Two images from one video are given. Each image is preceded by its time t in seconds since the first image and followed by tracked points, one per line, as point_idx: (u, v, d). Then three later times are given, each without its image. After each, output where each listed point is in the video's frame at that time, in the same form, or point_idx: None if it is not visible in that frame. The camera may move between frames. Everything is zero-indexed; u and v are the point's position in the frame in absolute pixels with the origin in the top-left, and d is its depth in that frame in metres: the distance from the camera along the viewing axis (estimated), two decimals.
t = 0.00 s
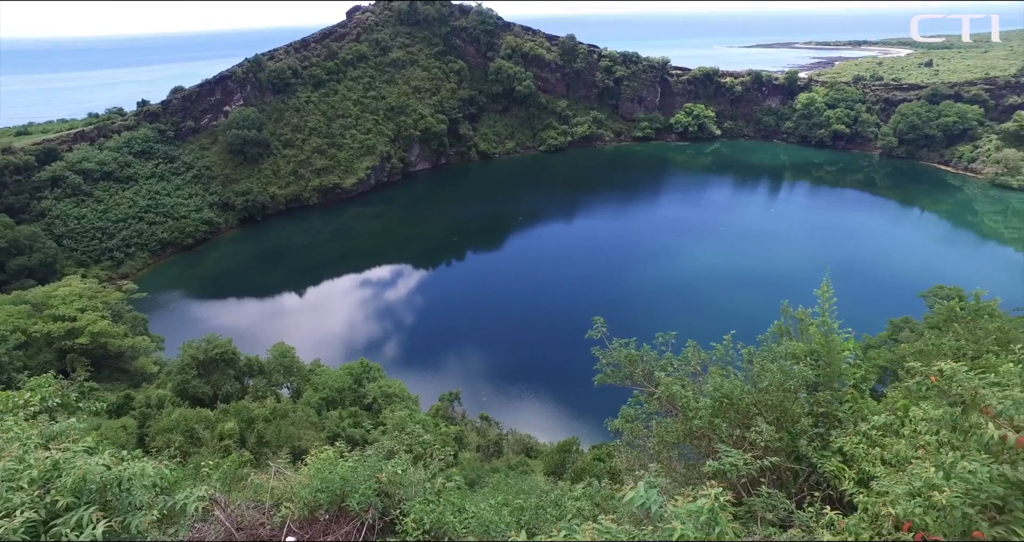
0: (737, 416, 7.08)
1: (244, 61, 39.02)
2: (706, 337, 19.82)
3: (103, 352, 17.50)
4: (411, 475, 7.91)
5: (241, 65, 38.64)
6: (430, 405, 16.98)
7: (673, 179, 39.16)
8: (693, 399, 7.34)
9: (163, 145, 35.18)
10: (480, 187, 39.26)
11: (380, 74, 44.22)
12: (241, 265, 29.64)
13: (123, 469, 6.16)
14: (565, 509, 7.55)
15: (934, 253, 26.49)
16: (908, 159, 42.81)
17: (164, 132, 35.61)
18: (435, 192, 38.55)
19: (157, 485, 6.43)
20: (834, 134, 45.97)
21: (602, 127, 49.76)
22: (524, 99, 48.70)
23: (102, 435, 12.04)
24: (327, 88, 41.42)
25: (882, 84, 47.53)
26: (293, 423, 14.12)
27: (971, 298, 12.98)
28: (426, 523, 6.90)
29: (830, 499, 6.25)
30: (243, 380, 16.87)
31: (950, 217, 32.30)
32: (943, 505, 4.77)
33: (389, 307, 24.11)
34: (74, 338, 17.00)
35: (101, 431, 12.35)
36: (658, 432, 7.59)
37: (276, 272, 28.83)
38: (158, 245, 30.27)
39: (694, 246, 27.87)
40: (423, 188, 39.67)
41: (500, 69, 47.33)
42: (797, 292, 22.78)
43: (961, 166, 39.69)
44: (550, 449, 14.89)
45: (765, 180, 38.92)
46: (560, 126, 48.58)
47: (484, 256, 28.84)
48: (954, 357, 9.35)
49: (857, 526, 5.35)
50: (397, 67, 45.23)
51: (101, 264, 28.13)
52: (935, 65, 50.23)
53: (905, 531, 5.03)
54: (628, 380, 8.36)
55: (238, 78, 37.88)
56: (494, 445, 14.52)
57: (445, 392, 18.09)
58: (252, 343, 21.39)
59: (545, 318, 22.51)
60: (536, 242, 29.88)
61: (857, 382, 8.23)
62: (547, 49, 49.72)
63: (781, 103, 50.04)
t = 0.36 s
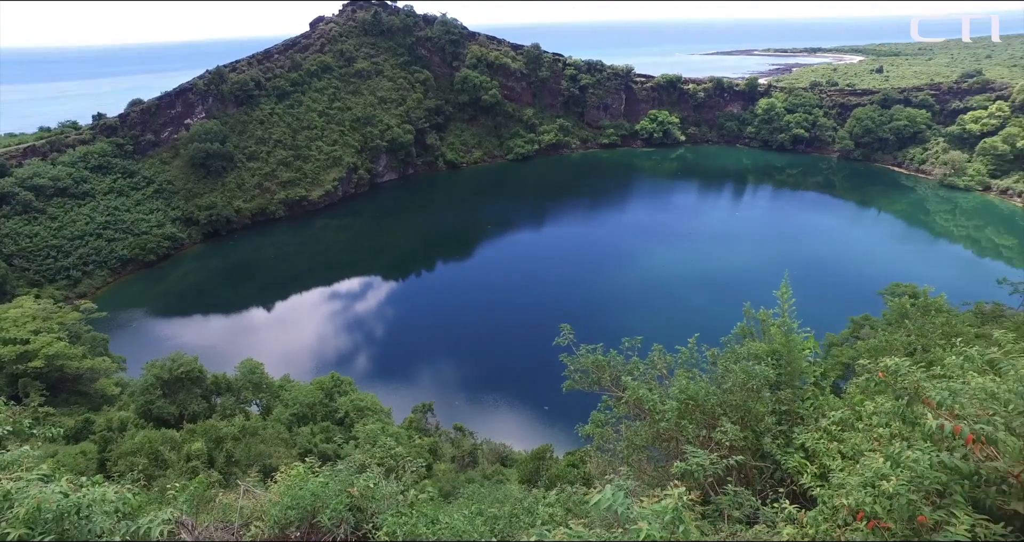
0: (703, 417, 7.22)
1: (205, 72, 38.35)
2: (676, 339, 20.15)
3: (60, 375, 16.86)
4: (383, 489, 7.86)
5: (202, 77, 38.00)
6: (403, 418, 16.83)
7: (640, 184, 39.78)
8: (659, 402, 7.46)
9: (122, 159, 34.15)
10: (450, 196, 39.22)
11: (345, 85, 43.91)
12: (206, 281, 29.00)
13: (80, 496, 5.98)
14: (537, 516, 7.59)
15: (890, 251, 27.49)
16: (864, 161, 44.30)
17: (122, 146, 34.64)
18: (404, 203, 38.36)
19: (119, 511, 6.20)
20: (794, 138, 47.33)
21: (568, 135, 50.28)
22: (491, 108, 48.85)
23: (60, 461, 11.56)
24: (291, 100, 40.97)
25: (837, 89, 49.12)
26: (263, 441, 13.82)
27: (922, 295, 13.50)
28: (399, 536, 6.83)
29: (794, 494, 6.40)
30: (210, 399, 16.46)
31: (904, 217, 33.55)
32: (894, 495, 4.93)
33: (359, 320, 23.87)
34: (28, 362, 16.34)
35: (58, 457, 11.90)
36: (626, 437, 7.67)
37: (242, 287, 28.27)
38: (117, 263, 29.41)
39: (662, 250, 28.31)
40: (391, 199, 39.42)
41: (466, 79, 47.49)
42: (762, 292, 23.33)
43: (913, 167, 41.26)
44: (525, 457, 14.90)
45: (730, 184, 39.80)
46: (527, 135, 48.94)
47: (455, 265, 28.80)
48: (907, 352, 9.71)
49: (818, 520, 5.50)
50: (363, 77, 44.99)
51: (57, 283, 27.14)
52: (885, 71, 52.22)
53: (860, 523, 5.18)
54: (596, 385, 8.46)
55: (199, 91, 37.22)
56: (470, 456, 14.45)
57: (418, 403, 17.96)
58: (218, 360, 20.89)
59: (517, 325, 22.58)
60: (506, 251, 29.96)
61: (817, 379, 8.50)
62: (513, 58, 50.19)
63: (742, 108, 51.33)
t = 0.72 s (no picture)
0: (667, 420, 7.39)
1: (160, 87, 37.50)
2: (643, 343, 20.52)
3: (8, 404, 16.08)
4: (352, 506, 7.75)
5: (157, 92, 37.14)
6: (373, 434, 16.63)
7: (604, 192, 40.38)
8: (624, 407, 7.60)
9: (73, 177, 33.04)
10: (416, 208, 39.10)
11: (306, 98, 43.43)
12: (165, 301, 28.18)
13: (30, 531, 5.72)
14: (507, 526, 7.61)
15: (844, 251, 28.58)
16: (819, 166, 45.83)
17: (73, 164, 33.48)
18: (369, 216, 38.08)
19: None
20: (752, 144, 48.72)
21: (532, 145, 50.72)
22: (454, 119, 48.95)
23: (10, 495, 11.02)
24: (251, 114, 40.33)
25: (790, 97, 50.79)
26: (229, 463, 13.44)
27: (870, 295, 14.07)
28: None
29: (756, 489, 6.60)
30: (172, 422, 15.97)
31: (857, 218, 34.87)
32: (844, 486, 5.17)
33: (325, 335, 23.54)
34: None
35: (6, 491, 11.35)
36: (593, 444, 7.79)
37: (204, 305, 27.56)
38: (70, 284, 28.27)
39: (626, 257, 28.75)
40: (356, 212, 39.02)
41: (429, 91, 47.37)
42: (725, 296, 23.91)
43: (865, 171, 42.91)
44: (497, 468, 14.87)
45: (692, 190, 40.71)
46: (490, 146, 49.19)
47: (422, 278, 28.68)
48: (858, 350, 10.06)
49: (776, 514, 5.71)
50: (324, 90, 44.60)
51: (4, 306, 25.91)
52: (835, 79, 54.31)
53: (816, 515, 5.40)
54: (562, 393, 8.62)
55: (155, 106, 36.34)
56: (441, 469, 14.33)
57: (388, 418, 17.81)
58: (179, 382, 20.29)
59: (487, 335, 22.64)
60: (473, 262, 29.97)
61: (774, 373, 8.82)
62: (475, 70, 50.51)
63: (701, 116, 52.65)
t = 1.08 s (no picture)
0: (632, 424, 7.56)
1: (110, 101, 36.44)
2: (609, 349, 20.80)
3: None
4: (320, 524, 7.58)
5: (107, 106, 36.07)
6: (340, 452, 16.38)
7: (568, 202, 40.86)
8: (590, 413, 7.73)
9: (16, 196, 31.65)
10: (380, 221, 38.80)
11: (265, 112, 42.74)
12: (119, 322, 27.19)
13: None
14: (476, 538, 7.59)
15: (800, 254, 29.60)
16: (775, 171, 47.30)
17: (16, 182, 32.06)
18: (333, 230, 37.62)
19: None
20: (710, 152, 50.01)
21: (494, 156, 50.99)
22: (416, 131, 48.85)
23: None
24: (208, 128, 39.43)
25: (745, 105, 52.37)
26: (190, 488, 12.97)
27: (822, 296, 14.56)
28: None
29: (719, 488, 6.77)
30: (128, 448, 15.37)
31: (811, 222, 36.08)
32: (798, 480, 5.41)
33: (289, 352, 23.08)
34: None
35: None
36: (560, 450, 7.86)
37: (160, 325, 26.66)
38: (14, 308, 26.91)
39: (590, 265, 29.09)
40: (318, 227, 38.44)
41: (390, 103, 47.26)
42: (687, 300, 24.42)
43: (817, 176, 44.53)
44: (468, 481, 14.78)
45: (653, 198, 41.53)
46: (452, 157, 49.20)
47: (387, 291, 28.43)
48: (810, 350, 10.42)
49: (737, 512, 5.92)
50: (283, 104, 43.98)
51: None
52: (787, 87, 56.28)
53: (773, 509, 5.66)
54: (527, 402, 8.79)
55: (105, 121, 35.27)
56: (411, 485, 14.14)
57: (356, 434, 17.53)
58: (135, 406, 19.57)
59: (454, 347, 22.57)
60: (439, 274, 29.86)
61: (733, 374, 9.11)
62: (436, 82, 50.65)
63: (660, 125, 53.79)
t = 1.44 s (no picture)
0: (600, 430, 7.71)
1: (60, 114, 35.31)
2: (577, 357, 21.04)
3: None
4: None
5: (56, 119, 34.93)
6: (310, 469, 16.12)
7: (535, 211, 41.20)
8: (558, 421, 7.90)
9: None
10: (346, 234, 38.39)
11: (224, 125, 41.90)
12: (73, 342, 26.14)
13: None
14: None
15: (760, 258, 30.45)
16: (735, 178, 48.54)
17: None
18: (298, 244, 37.04)
19: None
20: (672, 160, 51.13)
21: (460, 166, 51.04)
22: (380, 143, 48.60)
23: None
24: (165, 142, 38.42)
25: (705, 113, 53.70)
26: (150, 513, 12.40)
27: (781, 297, 14.90)
28: None
29: (686, 489, 6.91)
30: (83, 475, 14.73)
31: (771, 226, 37.06)
32: (759, 477, 5.62)
33: (254, 369, 22.59)
34: None
35: None
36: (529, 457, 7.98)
37: (118, 345, 25.75)
38: None
39: (557, 273, 29.35)
40: (282, 241, 37.74)
41: (353, 115, 46.98)
42: (653, 305, 24.88)
43: (776, 182, 45.95)
44: (440, 493, 14.68)
45: (618, 205, 42.20)
46: (418, 169, 49.01)
47: (355, 304, 28.12)
48: (770, 351, 10.72)
49: (704, 511, 6.06)
50: (244, 116, 43.21)
51: None
52: (744, 96, 57.99)
53: (736, 507, 5.87)
54: (496, 410, 9.03)
55: (54, 135, 34.15)
56: (383, 500, 13.95)
57: (324, 450, 17.24)
58: (91, 431, 18.82)
59: (423, 358, 22.47)
60: (406, 286, 29.68)
61: (695, 376, 9.39)
62: (399, 94, 50.60)
63: (623, 134, 54.77)
